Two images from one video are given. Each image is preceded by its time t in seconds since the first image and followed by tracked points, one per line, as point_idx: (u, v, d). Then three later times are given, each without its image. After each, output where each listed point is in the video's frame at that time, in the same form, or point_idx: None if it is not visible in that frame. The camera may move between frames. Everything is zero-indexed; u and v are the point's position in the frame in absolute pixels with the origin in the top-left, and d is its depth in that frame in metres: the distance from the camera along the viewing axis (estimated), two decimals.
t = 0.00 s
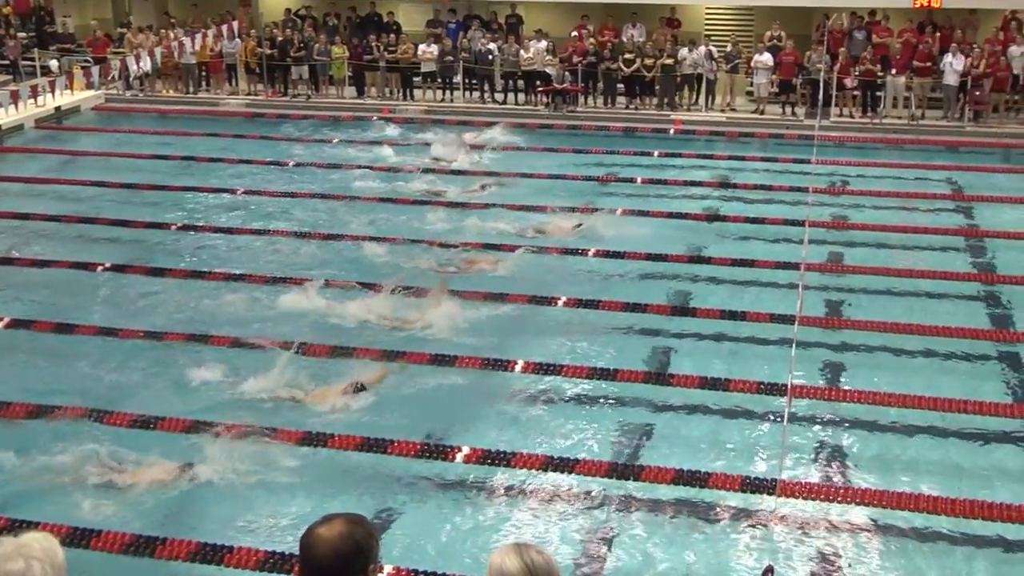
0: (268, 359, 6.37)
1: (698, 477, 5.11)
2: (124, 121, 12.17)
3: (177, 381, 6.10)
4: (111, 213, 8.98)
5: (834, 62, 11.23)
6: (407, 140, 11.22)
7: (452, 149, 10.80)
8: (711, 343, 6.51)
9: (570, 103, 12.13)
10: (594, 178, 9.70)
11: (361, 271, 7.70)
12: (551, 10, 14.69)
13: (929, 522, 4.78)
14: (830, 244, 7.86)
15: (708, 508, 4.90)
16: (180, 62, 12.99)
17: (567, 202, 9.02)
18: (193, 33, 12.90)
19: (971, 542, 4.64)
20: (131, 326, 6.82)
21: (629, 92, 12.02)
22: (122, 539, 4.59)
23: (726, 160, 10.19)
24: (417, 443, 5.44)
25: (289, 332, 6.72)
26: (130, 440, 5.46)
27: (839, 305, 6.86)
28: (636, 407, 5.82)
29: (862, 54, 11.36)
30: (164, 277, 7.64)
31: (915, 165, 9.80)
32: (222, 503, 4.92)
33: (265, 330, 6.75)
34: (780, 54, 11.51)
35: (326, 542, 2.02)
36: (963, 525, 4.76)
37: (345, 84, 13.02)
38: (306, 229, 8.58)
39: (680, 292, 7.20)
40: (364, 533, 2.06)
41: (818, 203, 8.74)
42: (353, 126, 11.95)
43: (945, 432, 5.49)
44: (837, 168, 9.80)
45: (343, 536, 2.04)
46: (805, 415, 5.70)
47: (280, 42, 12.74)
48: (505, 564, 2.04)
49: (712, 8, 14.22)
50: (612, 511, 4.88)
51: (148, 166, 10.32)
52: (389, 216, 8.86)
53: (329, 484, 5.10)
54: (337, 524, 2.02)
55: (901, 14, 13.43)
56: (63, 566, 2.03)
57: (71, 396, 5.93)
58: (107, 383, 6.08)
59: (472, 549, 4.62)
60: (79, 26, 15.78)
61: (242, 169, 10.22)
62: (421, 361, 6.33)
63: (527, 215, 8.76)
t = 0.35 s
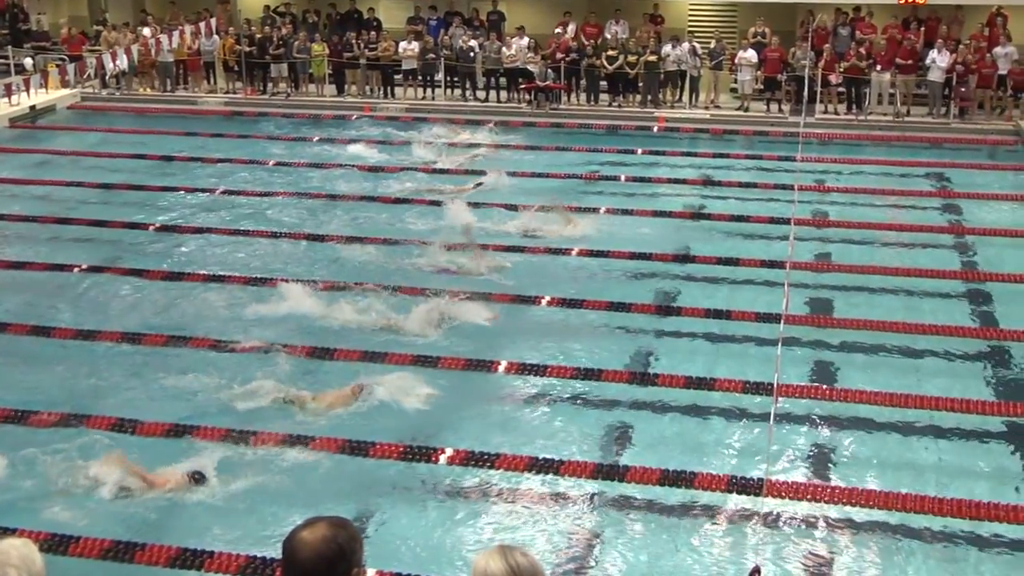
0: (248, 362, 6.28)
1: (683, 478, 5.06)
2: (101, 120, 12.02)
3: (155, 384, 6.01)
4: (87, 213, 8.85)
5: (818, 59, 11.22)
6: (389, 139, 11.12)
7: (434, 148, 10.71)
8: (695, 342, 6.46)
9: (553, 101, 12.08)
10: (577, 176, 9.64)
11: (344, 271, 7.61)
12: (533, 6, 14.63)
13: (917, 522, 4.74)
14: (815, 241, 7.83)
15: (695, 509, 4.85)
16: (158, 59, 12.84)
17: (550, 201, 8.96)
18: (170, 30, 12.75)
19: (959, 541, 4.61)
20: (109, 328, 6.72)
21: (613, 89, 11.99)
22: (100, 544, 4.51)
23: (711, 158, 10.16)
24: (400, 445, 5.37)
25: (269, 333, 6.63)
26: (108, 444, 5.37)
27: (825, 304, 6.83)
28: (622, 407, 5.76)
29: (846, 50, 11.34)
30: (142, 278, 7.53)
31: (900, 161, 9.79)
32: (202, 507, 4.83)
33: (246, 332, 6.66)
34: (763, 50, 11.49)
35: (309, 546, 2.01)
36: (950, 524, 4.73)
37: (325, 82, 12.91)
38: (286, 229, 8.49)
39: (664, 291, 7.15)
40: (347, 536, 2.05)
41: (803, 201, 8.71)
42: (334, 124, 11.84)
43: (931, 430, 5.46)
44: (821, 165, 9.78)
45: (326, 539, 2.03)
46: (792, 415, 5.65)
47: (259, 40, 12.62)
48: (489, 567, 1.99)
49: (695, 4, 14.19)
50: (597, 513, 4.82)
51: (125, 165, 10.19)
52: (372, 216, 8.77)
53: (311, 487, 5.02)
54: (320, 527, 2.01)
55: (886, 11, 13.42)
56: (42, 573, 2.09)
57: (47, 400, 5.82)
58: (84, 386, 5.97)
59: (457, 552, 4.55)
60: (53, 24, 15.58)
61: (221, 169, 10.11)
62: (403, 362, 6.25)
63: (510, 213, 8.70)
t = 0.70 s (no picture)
0: (229, 365, 6.18)
1: (671, 479, 5.00)
2: (78, 120, 11.86)
3: (135, 388, 5.90)
4: (65, 214, 8.71)
5: (804, 56, 11.19)
6: (372, 138, 11.02)
7: (417, 147, 10.62)
8: (682, 343, 6.41)
9: (537, 99, 12.00)
10: (562, 175, 9.58)
11: (326, 272, 7.51)
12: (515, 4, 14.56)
13: (906, 522, 4.70)
14: (802, 240, 7.80)
15: (685, 511, 4.79)
16: (136, 58, 12.69)
17: (535, 201, 8.89)
18: (148, 28, 12.60)
19: (949, 542, 4.57)
20: (87, 331, 6.60)
21: (597, 87, 11.94)
22: (80, 551, 4.41)
23: (696, 156, 10.11)
24: (383, 448, 5.28)
25: (250, 336, 6.53)
26: (87, 449, 5.26)
27: (813, 304, 6.78)
28: (609, 408, 5.70)
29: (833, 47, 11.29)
30: (121, 280, 7.41)
31: (886, 159, 9.78)
32: (183, 512, 4.73)
33: (226, 334, 6.56)
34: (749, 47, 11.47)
35: (291, 551, 1.99)
36: (940, 524, 4.69)
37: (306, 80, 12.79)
38: (267, 229, 8.38)
39: (649, 291, 7.09)
40: (331, 540, 2.03)
41: (789, 199, 8.68)
42: (315, 123, 11.73)
43: (920, 430, 5.42)
44: (807, 163, 9.76)
45: (310, 543, 2.01)
46: (778, 415, 5.60)
47: (239, 38, 12.48)
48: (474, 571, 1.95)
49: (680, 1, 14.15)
50: (585, 516, 4.75)
51: (103, 166, 10.04)
52: (354, 217, 8.68)
53: (292, 491, 4.93)
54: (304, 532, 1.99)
55: (871, 7, 13.41)
56: None
57: (24, 405, 5.70)
58: (62, 391, 5.86)
59: (443, 556, 4.47)
60: (29, 22, 15.38)
61: (201, 169, 9.99)
62: (386, 364, 6.17)
63: (494, 213, 8.62)
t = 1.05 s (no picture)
0: (208, 368, 6.08)
1: (655, 482, 4.94)
2: (53, 119, 11.69)
3: (111, 392, 5.79)
4: (39, 215, 8.57)
5: (789, 53, 11.13)
6: (353, 137, 10.91)
7: (399, 146, 10.52)
8: (666, 343, 6.35)
9: (518, 97, 11.91)
10: (545, 174, 9.51)
11: (307, 273, 7.42)
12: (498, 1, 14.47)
13: (893, 522, 4.66)
14: (788, 239, 7.76)
15: (670, 512, 4.74)
16: (112, 56, 12.52)
17: (518, 200, 8.82)
18: (125, 26, 12.44)
19: (937, 542, 4.53)
20: (63, 334, 6.48)
21: (580, 84, 11.88)
22: (56, 556, 4.31)
23: (681, 155, 10.07)
24: (364, 451, 5.20)
25: (229, 338, 6.43)
26: (64, 454, 5.16)
27: (798, 303, 6.74)
28: (593, 409, 5.64)
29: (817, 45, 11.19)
30: (97, 282, 7.28)
31: (872, 157, 9.76)
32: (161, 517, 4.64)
33: (206, 336, 6.46)
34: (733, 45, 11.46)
35: (273, 556, 1.96)
36: (927, 524, 4.65)
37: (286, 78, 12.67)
38: (246, 230, 8.27)
39: (633, 291, 7.03)
40: (312, 545, 2.01)
41: (774, 198, 8.64)
42: (295, 122, 11.60)
43: (905, 429, 5.38)
44: (792, 161, 9.73)
45: (291, 548, 1.98)
46: (763, 416, 5.55)
47: (217, 36, 12.34)
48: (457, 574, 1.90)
49: None
50: (569, 518, 4.69)
51: (79, 165, 9.90)
52: (335, 216, 8.58)
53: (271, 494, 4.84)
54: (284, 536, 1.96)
55: (855, 5, 13.41)
56: None
57: None
58: (36, 395, 5.74)
59: (426, 559, 4.39)
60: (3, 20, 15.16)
61: (178, 168, 9.86)
62: (367, 366, 6.08)
63: (477, 213, 8.55)
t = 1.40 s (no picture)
0: (191, 371, 5.99)
1: (644, 485, 4.88)
2: (33, 120, 11.55)
3: (93, 397, 5.70)
4: (19, 217, 8.44)
5: (778, 52, 11.09)
6: (338, 137, 10.82)
7: (385, 146, 10.43)
8: (656, 343, 6.30)
9: (505, 96, 11.84)
10: (532, 174, 9.44)
11: (292, 275, 7.33)
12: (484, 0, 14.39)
13: (884, 523, 4.62)
14: (777, 238, 7.73)
15: (661, 515, 4.68)
16: (93, 55, 12.38)
17: (505, 200, 8.75)
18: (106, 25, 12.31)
19: (928, 544, 4.49)
20: (43, 338, 6.38)
21: (567, 83, 11.83)
22: (37, 563, 4.23)
23: (669, 154, 10.03)
24: (351, 455, 5.12)
25: (213, 341, 6.35)
26: (45, 461, 5.07)
27: (788, 303, 6.70)
28: (583, 411, 5.58)
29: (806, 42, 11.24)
30: (78, 284, 7.18)
31: (861, 156, 9.73)
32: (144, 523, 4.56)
33: (189, 339, 6.37)
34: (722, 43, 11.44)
35: (260, 560, 1.95)
36: (918, 525, 4.60)
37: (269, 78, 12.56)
38: (230, 231, 8.18)
39: (622, 291, 6.97)
40: (299, 550, 2.00)
41: (762, 198, 8.60)
42: (278, 122, 11.50)
43: (897, 430, 5.34)
44: (781, 160, 9.71)
45: (277, 553, 1.96)
46: (753, 417, 5.50)
47: (199, 35, 12.22)
48: None
49: None
50: (559, 522, 4.63)
51: (59, 167, 9.78)
52: (320, 218, 8.49)
53: (255, 497, 4.75)
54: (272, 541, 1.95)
55: (844, 4, 13.39)
56: None
57: None
58: (16, 400, 5.65)
59: (414, 565, 4.32)
60: None
61: (161, 169, 9.75)
62: (353, 369, 6.00)
63: (464, 213, 8.48)
